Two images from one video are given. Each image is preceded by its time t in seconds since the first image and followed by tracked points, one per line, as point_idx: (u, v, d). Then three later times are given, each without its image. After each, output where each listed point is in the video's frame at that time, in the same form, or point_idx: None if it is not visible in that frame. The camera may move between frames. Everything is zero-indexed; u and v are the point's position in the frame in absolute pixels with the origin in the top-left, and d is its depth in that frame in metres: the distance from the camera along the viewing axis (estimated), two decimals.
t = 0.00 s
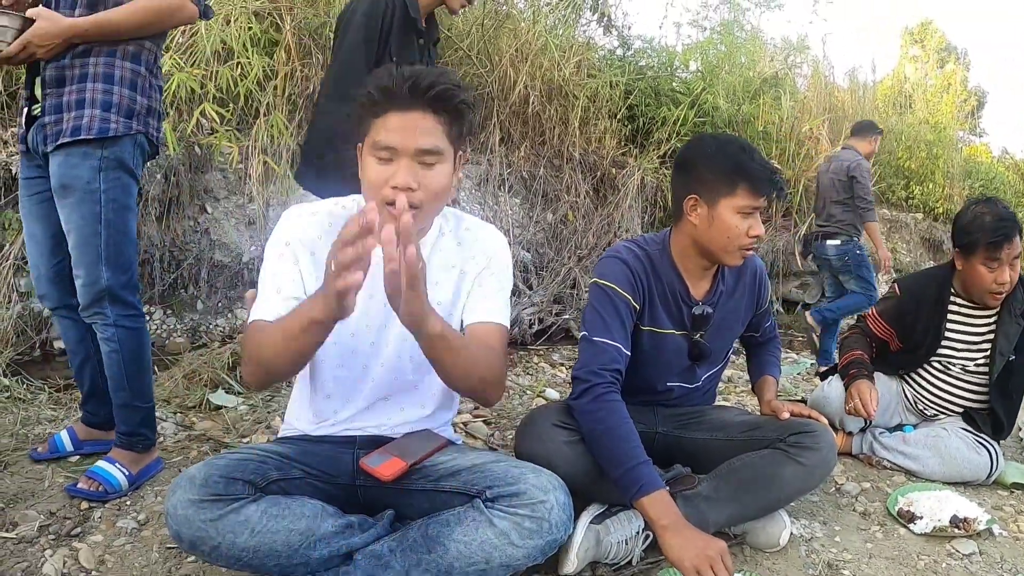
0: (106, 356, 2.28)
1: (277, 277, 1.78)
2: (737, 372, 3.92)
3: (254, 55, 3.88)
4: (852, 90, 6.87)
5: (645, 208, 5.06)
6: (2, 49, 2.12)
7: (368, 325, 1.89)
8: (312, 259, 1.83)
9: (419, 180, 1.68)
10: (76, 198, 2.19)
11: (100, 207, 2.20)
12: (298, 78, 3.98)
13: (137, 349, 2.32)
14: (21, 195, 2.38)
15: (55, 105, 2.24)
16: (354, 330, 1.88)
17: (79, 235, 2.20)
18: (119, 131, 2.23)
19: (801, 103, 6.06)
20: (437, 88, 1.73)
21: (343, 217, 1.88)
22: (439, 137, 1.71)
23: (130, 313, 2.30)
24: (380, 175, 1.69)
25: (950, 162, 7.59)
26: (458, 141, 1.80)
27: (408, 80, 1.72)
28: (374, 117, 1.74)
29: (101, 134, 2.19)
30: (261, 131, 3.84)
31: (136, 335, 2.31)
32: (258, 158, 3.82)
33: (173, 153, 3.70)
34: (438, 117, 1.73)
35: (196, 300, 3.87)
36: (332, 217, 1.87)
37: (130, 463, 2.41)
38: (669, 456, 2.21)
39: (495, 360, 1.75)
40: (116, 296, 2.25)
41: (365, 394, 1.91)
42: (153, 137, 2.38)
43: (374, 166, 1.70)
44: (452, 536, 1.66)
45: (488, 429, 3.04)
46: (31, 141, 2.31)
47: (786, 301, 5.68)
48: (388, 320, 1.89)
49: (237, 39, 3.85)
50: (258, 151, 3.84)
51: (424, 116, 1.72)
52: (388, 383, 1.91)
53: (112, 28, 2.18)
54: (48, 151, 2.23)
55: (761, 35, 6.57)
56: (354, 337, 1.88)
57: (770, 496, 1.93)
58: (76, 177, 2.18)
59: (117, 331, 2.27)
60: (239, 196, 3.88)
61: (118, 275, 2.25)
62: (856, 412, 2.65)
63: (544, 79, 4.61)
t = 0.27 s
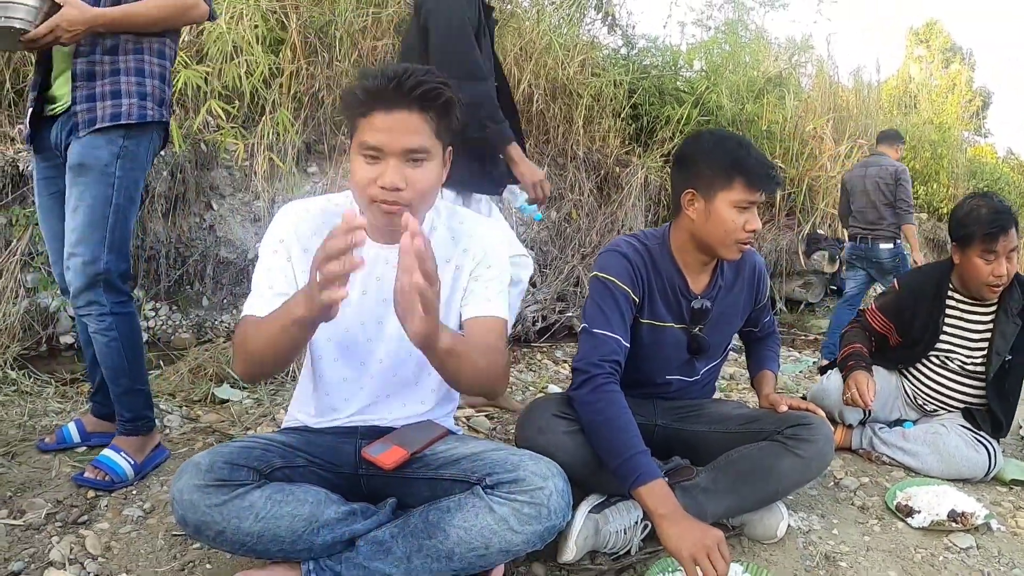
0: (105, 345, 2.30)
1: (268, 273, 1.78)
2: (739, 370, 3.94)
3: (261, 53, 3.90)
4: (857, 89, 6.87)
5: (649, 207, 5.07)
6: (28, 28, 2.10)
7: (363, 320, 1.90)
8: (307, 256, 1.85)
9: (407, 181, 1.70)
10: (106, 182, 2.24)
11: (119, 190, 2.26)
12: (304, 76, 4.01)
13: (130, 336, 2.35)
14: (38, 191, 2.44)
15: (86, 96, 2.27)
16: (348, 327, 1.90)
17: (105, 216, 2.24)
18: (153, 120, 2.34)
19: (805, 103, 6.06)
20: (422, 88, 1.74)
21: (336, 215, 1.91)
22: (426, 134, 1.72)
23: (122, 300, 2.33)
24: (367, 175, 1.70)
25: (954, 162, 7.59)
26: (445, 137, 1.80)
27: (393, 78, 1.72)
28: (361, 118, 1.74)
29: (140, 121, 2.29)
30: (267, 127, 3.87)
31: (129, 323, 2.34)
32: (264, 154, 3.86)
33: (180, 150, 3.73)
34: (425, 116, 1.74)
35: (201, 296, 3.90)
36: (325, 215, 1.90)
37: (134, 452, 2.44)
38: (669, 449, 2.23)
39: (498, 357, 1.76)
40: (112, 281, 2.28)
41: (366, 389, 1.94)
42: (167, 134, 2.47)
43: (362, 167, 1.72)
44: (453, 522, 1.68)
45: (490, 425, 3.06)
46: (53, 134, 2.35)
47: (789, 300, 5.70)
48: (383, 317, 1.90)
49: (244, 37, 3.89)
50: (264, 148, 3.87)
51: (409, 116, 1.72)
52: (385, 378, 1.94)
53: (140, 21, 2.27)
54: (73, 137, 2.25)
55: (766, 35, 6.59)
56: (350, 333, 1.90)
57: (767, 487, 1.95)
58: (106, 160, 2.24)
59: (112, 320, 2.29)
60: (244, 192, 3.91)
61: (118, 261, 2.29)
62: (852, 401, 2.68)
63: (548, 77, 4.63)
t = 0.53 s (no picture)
0: (127, 329, 2.26)
1: (260, 287, 1.81)
2: (743, 369, 3.93)
3: (267, 50, 3.93)
4: (862, 89, 6.86)
5: (654, 205, 5.07)
6: (48, 29, 2.14)
7: (365, 325, 1.86)
8: (301, 264, 1.83)
9: (412, 167, 1.69)
10: (127, 176, 2.26)
11: (140, 180, 2.29)
12: (309, 73, 4.01)
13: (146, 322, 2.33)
14: (46, 189, 2.45)
15: (105, 97, 2.29)
16: (350, 335, 1.86)
17: (131, 206, 2.27)
18: (172, 120, 2.39)
19: (809, 102, 6.06)
20: (425, 74, 1.73)
21: (331, 217, 1.86)
22: (429, 121, 1.72)
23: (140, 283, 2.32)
24: (369, 163, 1.69)
25: (958, 162, 7.58)
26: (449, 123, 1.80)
27: (396, 67, 1.73)
28: (363, 106, 1.73)
29: (160, 120, 2.34)
30: (273, 124, 3.88)
31: (144, 306, 2.32)
32: (270, 151, 3.86)
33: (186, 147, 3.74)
34: (428, 103, 1.74)
35: (206, 293, 3.90)
36: (319, 218, 1.86)
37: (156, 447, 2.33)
38: (675, 446, 2.23)
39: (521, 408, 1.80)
40: (131, 264, 2.28)
41: (372, 394, 1.89)
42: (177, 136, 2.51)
43: (364, 155, 1.71)
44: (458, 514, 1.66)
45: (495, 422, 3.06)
46: (67, 132, 2.36)
47: (794, 300, 5.69)
48: (385, 322, 1.86)
49: (250, 35, 3.90)
50: (270, 145, 3.88)
51: (414, 101, 1.72)
52: (391, 384, 1.88)
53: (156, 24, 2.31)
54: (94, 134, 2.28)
55: (771, 34, 6.59)
56: (353, 340, 1.86)
57: (773, 483, 1.95)
58: (129, 153, 2.26)
59: (133, 302, 2.27)
60: (249, 189, 3.91)
61: (136, 245, 2.29)
62: (857, 395, 2.70)
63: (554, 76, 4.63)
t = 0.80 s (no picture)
0: (140, 330, 2.27)
1: (262, 294, 1.79)
2: (748, 367, 3.93)
3: (272, 47, 3.92)
4: (868, 88, 6.84)
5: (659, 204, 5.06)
6: (50, 32, 2.15)
7: (368, 331, 1.85)
8: (302, 269, 1.82)
9: (421, 169, 1.68)
10: (138, 187, 2.29)
11: (148, 189, 2.31)
12: (315, 71, 4.01)
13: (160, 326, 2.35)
14: (45, 185, 2.45)
15: (105, 102, 2.29)
16: (354, 341, 1.85)
17: (144, 216, 2.30)
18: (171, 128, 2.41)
19: (815, 101, 6.04)
20: (435, 70, 1.72)
21: (332, 220, 1.84)
22: (439, 120, 1.71)
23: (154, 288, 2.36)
24: (376, 164, 1.69)
25: (964, 163, 7.56)
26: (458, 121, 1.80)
27: (406, 61, 1.72)
28: (369, 104, 1.72)
29: (159, 127, 2.35)
30: (279, 121, 3.88)
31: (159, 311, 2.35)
32: (275, 149, 3.87)
33: (191, 143, 3.74)
34: (437, 101, 1.73)
35: (211, 290, 3.91)
36: (320, 220, 1.84)
37: (158, 463, 2.31)
38: (680, 442, 2.22)
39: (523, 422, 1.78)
40: (145, 270, 2.31)
41: (376, 400, 1.89)
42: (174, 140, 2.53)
43: (371, 155, 1.70)
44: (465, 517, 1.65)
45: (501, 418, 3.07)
46: (64, 131, 2.36)
47: (799, 299, 5.68)
48: (389, 327, 1.85)
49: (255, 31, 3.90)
50: (275, 143, 3.88)
51: (424, 99, 1.71)
52: (395, 390, 1.88)
53: (156, 28, 2.31)
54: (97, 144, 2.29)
55: (777, 32, 6.58)
56: (357, 346, 1.85)
57: (779, 481, 1.94)
58: (134, 161, 2.27)
59: (150, 306, 2.30)
60: (255, 186, 3.91)
61: (149, 251, 2.33)
62: (862, 386, 2.70)
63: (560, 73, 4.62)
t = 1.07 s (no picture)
0: (133, 330, 2.27)
1: (264, 295, 1.78)
2: (749, 367, 3.92)
3: (273, 45, 3.91)
4: (870, 88, 6.82)
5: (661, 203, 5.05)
6: (46, 29, 2.15)
7: (372, 335, 1.85)
8: (306, 271, 1.81)
9: (435, 177, 1.68)
10: (128, 187, 2.29)
11: (137, 189, 2.30)
12: (316, 69, 4.01)
13: (155, 326, 2.35)
14: (40, 184, 2.45)
15: (96, 102, 2.30)
16: (357, 344, 1.85)
17: (135, 216, 2.30)
18: (161, 127, 2.40)
19: (818, 101, 6.02)
20: (452, 76, 1.72)
21: (337, 221, 1.83)
22: (453, 126, 1.71)
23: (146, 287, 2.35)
24: (387, 170, 1.68)
25: (967, 163, 7.54)
26: (471, 127, 1.79)
27: (423, 65, 1.71)
28: (382, 106, 1.72)
29: (150, 126, 2.35)
30: (280, 120, 3.88)
31: (152, 311, 2.35)
32: (276, 147, 3.86)
33: (192, 141, 3.74)
34: (451, 107, 1.72)
35: (213, 289, 3.91)
36: (324, 221, 1.83)
37: (157, 461, 2.32)
38: (679, 441, 2.22)
39: (523, 424, 1.79)
40: (137, 270, 2.31)
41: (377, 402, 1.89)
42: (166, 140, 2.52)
43: (382, 160, 1.70)
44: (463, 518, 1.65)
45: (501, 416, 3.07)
46: (56, 130, 2.36)
47: (801, 298, 5.67)
48: (392, 330, 1.85)
49: (256, 30, 3.89)
50: (277, 141, 3.87)
51: (438, 105, 1.70)
52: (397, 392, 1.88)
53: (151, 29, 2.32)
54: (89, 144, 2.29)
55: (780, 31, 6.57)
56: (360, 349, 1.85)
57: (778, 481, 1.93)
58: (122, 161, 2.27)
59: (142, 305, 2.29)
60: (256, 185, 3.91)
61: (141, 250, 2.33)
62: (862, 391, 2.69)
63: (561, 72, 4.61)
